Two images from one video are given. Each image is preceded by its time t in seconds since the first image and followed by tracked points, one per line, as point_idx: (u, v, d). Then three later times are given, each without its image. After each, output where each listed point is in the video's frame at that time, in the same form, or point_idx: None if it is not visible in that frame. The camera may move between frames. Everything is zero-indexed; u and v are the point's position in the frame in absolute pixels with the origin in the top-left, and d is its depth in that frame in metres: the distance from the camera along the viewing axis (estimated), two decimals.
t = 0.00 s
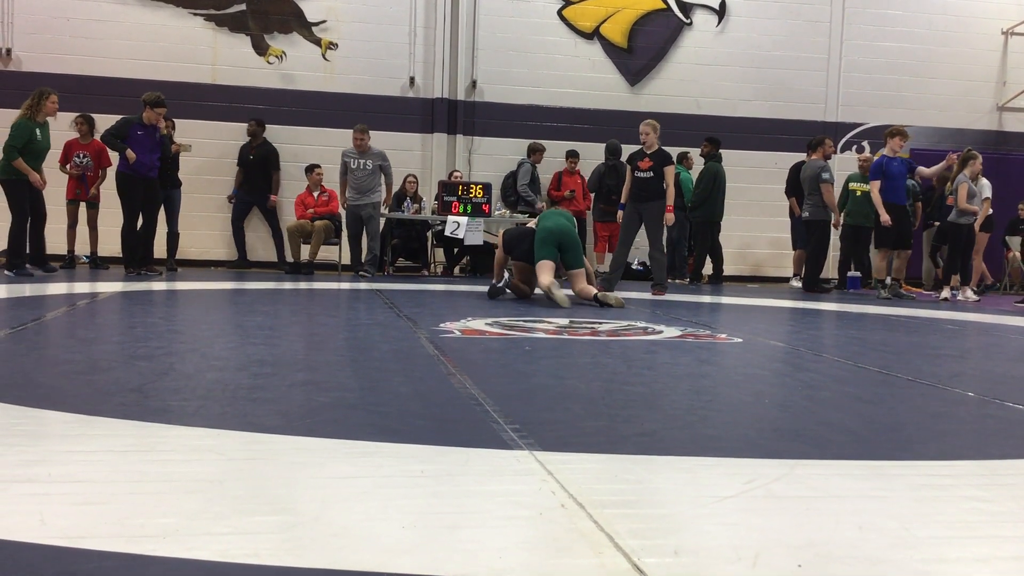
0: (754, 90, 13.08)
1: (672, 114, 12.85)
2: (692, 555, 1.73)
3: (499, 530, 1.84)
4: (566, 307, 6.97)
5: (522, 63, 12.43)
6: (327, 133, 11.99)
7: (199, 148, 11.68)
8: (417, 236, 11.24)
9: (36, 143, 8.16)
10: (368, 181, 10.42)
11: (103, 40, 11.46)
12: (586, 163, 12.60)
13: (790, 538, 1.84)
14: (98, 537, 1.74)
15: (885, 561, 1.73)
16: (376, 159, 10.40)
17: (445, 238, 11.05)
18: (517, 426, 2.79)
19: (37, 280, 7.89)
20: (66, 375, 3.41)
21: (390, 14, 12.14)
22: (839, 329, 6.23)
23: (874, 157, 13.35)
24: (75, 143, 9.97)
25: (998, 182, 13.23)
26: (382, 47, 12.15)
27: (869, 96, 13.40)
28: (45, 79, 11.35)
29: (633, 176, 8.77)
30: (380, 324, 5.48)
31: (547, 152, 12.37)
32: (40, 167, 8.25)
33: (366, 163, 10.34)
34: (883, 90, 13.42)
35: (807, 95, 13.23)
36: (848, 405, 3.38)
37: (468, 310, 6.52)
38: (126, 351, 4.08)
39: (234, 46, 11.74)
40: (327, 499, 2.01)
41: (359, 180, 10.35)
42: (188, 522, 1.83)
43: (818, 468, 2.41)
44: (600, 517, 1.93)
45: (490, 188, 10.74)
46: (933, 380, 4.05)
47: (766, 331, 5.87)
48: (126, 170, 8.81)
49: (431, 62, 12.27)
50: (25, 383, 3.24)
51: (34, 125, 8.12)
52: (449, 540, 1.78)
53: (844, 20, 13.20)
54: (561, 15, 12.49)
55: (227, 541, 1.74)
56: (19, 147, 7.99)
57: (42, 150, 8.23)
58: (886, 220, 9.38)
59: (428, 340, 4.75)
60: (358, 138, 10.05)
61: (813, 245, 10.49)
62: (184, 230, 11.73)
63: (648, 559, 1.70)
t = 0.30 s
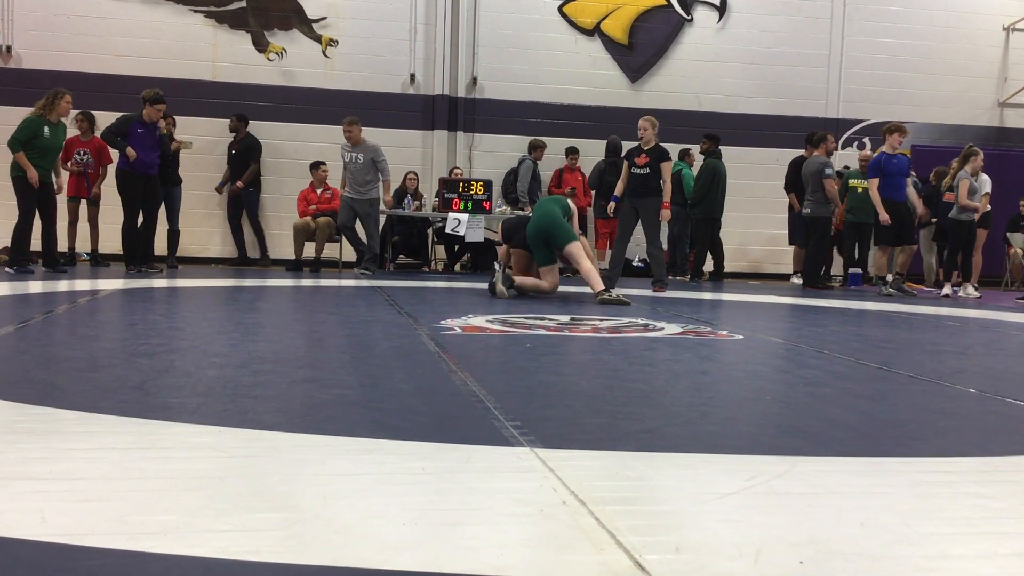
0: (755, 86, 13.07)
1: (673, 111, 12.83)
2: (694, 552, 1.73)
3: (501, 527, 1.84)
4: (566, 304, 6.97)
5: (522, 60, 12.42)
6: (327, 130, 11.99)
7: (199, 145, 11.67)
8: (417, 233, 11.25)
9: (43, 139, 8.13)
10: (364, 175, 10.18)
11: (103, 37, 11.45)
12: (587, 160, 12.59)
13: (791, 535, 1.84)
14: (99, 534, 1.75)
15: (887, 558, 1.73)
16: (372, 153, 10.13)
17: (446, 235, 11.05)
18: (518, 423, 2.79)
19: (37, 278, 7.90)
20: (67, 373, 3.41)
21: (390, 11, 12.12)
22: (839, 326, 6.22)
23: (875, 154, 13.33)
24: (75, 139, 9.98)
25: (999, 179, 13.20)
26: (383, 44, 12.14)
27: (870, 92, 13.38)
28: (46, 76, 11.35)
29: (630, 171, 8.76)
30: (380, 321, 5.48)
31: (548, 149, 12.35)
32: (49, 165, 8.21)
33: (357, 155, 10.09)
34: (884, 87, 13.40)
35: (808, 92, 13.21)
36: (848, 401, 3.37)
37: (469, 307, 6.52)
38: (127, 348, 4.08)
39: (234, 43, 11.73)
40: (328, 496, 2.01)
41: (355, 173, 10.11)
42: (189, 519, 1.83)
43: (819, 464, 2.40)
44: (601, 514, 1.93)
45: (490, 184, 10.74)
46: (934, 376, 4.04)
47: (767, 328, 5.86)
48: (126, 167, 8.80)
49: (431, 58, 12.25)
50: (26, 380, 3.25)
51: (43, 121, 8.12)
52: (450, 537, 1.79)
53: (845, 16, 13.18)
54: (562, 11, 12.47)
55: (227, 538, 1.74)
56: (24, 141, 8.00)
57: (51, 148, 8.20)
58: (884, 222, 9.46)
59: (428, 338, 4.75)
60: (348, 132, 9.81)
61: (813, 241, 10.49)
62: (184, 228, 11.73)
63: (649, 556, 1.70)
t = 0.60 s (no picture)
0: (756, 85, 13.06)
1: (674, 110, 12.83)
2: (695, 551, 1.73)
3: (502, 526, 1.84)
4: (567, 303, 6.97)
5: (523, 59, 12.42)
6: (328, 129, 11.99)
7: (200, 144, 11.67)
8: (418, 232, 11.25)
9: (57, 138, 8.14)
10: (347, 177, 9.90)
11: (104, 36, 11.45)
12: (588, 159, 12.58)
13: (793, 534, 1.84)
14: (99, 533, 1.75)
15: (888, 558, 1.73)
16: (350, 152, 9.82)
17: (447, 234, 11.05)
18: (518, 423, 2.79)
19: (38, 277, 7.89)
20: (69, 372, 3.41)
21: (391, 10, 12.12)
22: (840, 325, 6.22)
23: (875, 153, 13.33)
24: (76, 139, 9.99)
25: (1000, 177, 13.19)
26: (384, 43, 12.13)
27: (871, 91, 13.37)
28: (47, 76, 11.36)
29: (630, 171, 8.75)
30: (381, 320, 5.48)
31: (548, 148, 12.35)
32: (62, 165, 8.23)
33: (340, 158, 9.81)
34: (885, 85, 13.39)
35: (809, 91, 13.20)
36: (849, 400, 3.37)
37: (470, 307, 6.51)
38: (128, 347, 4.08)
39: (235, 42, 11.73)
40: (328, 496, 2.01)
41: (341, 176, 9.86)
42: (190, 518, 1.83)
43: (820, 464, 2.40)
44: (601, 513, 1.93)
45: (492, 183, 10.74)
46: (935, 375, 4.04)
47: (768, 327, 5.86)
48: (127, 167, 8.80)
49: (431, 58, 12.25)
50: (27, 379, 3.24)
51: (58, 121, 8.14)
52: (451, 536, 1.78)
53: (846, 15, 13.17)
54: (563, 10, 12.46)
55: (228, 537, 1.74)
56: (38, 138, 8.00)
57: (64, 147, 8.22)
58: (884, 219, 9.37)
59: (429, 337, 4.75)
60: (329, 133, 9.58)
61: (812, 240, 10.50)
62: (185, 227, 11.73)
63: (650, 555, 1.70)
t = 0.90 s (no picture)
0: (756, 87, 13.07)
1: (674, 113, 12.84)
2: (696, 554, 1.73)
3: (502, 528, 1.84)
4: (567, 305, 6.97)
5: (523, 62, 12.42)
6: (328, 132, 12.00)
7: (200, 147, 11.68)
8: (418, 234, 11.24)
9: (60, 140, 8.14)
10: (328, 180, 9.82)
11: (104, 38, 11.46)
12: (588, 162, 12.59)
13: (793, 536, 1.84)
14: (101, 535, 1.75)
15: (889, 560, 1.73)
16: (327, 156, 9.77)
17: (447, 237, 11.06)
18: (519, 425, 2.79)
19: (39, 279, 7.88)
20: (69, 374, 3.42)
21: (391, 12, 12.13)
22: (840, 327, 6.22)
23: (875, 155, 13.33)
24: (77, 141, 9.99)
25: (1000, 180, 13.19)
26: (384, 46, 12.14)
27: (871, 93, 13.38)
28: (48, 78, 11.36)
29: (636, 174, 8.79)
30: (382, 322, 5.48)
31: (548, 150, 12.35)
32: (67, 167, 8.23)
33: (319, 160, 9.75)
34: (884, 88, 13.40)
35: (809, 93, 13.21)
36: (849, 402, 3.37)
37: (470, 308, 6.51)
38: (130, 350, 4.07)
39: (235, 45, 11.74)
40: (330, 498, 2.01)
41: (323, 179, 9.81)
42: (191, 520, 1.83)
43: (819, 466, 2.41)
44: (602, 515, 1.93)
45: (492, 185, 10.74)
46: (935, 377, 4.04)
47: (767, 329, 5.86)
48: (127, 169, 8.81)
49: (432, 60, 12.26)
50: (28, 382, 3.25)
51: (62, 123, 8.15)
52: (451, 539, 1.78)
53: (846, 17, 13.17)
54: (563, 13, 12.48)
55: (230, 539, 1.74)
56: (42, 141, 8.02)
57: (69, 150, 8.22)
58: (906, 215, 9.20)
59: (429, 339, 4.75)
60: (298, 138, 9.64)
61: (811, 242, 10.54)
62: (186, 229, 11.74)
63: (650, 557, 1.70)
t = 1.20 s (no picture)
0: (755, 90, 13.09)
1: (673, 116, 12.86)
2: (694, 556, 1.73)
3: (501, 530, 1.84)
4: (566, 308, 6.98)
5: (523, 65, 12.44)
6: (328, 134, 12.01)
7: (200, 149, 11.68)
8: (418, 237, 11.23)
9: (56, 141, 8.17)
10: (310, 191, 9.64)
11: (104, 41, 11.46)
12: (587, 165, 12.60)
13: (792, 539, 1.84)
14: (99, 538, 1.74)
15: (888, 562, 1.73)
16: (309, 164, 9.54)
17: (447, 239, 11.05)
18: (518, 428, 2.79)
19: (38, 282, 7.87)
20: (68, 377, 3.41)
21: (391, 15, 12.15)
22: (840, 330, 6.22)
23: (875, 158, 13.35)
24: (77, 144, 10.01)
25: (999, 183, 13.20)
26: (384, 49, 12.16)
27: (870, 96, 13.39)
28: (47, 81, 11.36)
29: (642, 177, 8.76)
30: (381, 325, 5.47)
31: (548, 153, 12.35)
32: (64, 167, 8.23)
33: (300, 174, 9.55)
34: (884, 91, 13.42)
35: (808, 97, 13.23)
36: (848, 405, 3.37)
37: (469, 311, 6.51)
38: (129, 352, 4.07)
39: (234, 48, 11.74)
40: (329, 501, 2.01)
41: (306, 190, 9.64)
42: (190, 522, 1.83)
43: (819, 469, 2.40)
44: (601, 518, 1.93)
45: (491, 189, 10.75)
46: (934, 380, 4.04)
47: (767, 332, 5.86)
48: (126, 172, 8.83)
49: (431, 63, 12.27)
50: (26, 384, 3.24)
51: (56, 124, 8.18)
52: (450, 541, 1.78)
53: (845, 20, 13.19)
54: (562, 16, 12.49)
55: (228, 542, 1.74)
56: (36, 143, 8.04)
57: (65, 150, 8.23)
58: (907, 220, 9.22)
59: (429, 341, 4.75)
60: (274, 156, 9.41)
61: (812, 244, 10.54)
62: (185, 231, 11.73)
63: (649, 560, 1.70)
